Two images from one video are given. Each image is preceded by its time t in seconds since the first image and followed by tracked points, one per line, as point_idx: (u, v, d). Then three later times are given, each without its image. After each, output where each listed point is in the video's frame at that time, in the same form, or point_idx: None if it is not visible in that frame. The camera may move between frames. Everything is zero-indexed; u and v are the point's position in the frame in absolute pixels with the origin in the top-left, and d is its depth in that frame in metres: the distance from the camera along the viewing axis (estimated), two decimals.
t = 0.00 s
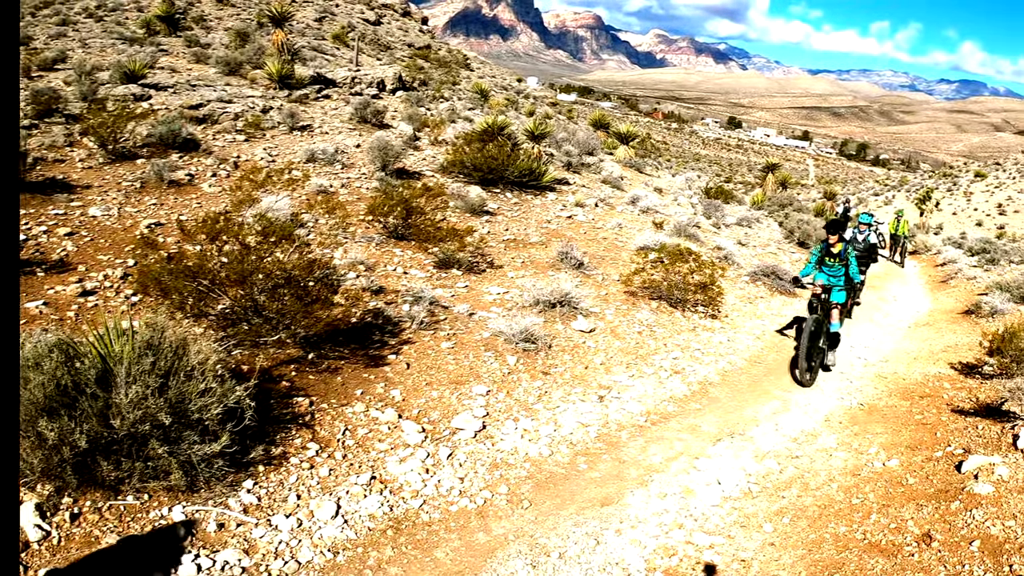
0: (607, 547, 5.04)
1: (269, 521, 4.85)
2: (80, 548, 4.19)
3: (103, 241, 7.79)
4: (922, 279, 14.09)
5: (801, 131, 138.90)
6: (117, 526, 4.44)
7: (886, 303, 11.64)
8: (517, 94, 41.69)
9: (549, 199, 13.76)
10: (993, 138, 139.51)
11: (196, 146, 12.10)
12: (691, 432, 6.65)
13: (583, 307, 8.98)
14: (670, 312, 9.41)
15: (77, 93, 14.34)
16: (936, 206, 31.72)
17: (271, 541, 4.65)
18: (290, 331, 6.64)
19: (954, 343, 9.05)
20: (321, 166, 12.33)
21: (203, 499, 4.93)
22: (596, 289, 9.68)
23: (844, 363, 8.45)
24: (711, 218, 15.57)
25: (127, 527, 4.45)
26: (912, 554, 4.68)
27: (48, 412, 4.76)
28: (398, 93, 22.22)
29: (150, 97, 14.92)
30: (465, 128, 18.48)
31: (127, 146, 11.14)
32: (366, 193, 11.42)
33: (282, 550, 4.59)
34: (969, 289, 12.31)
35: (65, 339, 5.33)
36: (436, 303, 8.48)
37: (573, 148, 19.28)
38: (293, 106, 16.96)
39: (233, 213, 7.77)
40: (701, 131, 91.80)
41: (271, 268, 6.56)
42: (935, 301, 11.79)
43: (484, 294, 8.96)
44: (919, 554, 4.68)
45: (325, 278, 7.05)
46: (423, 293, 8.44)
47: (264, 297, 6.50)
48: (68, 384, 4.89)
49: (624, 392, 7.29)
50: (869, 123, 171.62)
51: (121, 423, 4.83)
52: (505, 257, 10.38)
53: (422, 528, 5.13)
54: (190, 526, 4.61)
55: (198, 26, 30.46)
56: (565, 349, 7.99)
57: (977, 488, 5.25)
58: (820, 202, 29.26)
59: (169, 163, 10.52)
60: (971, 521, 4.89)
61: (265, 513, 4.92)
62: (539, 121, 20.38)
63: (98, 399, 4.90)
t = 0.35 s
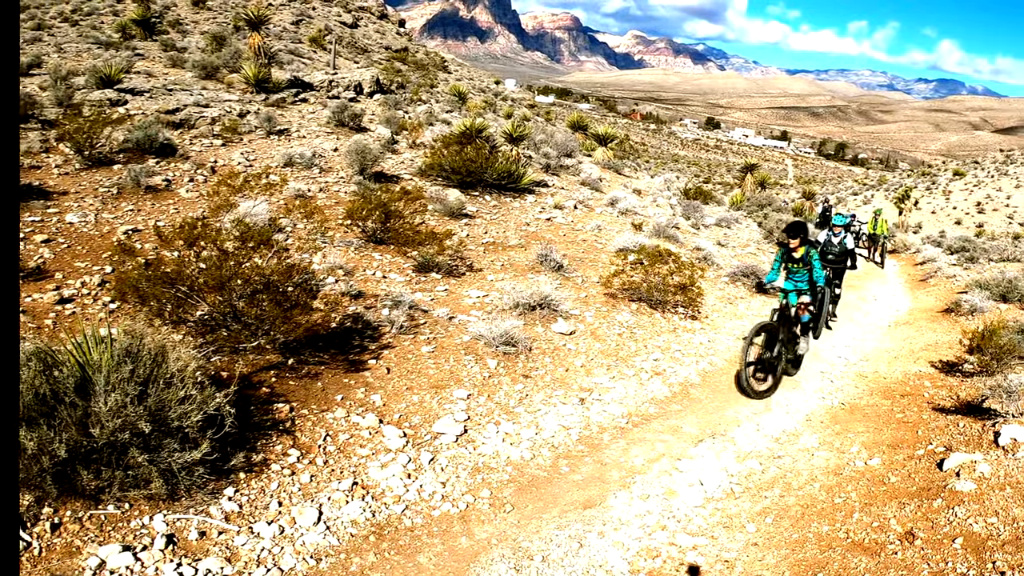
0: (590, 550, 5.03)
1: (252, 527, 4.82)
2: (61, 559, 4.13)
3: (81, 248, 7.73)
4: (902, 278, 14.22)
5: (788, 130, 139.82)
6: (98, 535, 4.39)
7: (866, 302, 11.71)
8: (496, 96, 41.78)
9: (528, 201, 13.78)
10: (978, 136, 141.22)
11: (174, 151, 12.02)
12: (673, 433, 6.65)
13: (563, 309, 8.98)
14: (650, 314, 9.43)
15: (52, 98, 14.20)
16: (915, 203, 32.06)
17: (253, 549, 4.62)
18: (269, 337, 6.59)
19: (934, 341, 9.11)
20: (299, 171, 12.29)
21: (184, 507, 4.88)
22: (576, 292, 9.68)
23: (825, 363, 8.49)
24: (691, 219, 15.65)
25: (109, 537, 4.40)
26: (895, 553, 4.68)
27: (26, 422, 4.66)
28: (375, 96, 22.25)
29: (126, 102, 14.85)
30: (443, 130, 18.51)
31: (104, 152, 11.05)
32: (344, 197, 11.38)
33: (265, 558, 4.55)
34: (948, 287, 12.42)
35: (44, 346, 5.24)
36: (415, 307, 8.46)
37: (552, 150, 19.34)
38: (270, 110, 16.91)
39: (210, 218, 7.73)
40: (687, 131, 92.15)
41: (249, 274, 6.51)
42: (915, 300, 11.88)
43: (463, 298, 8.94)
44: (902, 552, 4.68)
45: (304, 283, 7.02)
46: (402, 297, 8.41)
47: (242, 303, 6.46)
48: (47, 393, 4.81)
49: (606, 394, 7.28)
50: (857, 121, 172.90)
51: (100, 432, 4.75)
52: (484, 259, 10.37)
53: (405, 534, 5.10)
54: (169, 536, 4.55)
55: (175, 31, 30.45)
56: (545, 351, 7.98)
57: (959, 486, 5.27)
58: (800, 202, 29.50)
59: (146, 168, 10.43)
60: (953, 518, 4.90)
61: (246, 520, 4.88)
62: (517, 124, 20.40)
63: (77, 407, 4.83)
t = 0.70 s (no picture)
0: (580, 552, 5.01)
1: (241, 531, 4.79)
2: (49, 564, 4.08)
3: (65, 252, 7.68)
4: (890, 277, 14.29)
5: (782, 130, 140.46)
6: (86, 541, 4.35)
7: (855, 301, 11.75)
8: (483, 98, 41.84)
9: (515, 202, 13.79)
10: (970, 135, 142.08)
11: (160, 153, 11.99)
12: (661, 434, 6.65)
13: (551, 311, 8.97)
14: (637, 314, 9.43)
15: (37, 101, 14.12)
16: (902, 203, 32.37)
17: (242, 553, 4.59)
18: (256, 340, 6.57)
19: (923, 339, 9.15)
20: (286, 173, 12.26)
21: (172, 511, 4.85)
22: (564, 293, 9.68)
23: (814, 362, 8.51)
24: (679, 219, 15.69)
25: (96, 543, 4.36)
26: (884, 552, 4.68)
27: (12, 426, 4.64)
28: (362, 97, 22.28)
29: (111, 105, 14.78)
30: (430, 131, 18.52)
31: (89, 155, 10.99)
32: (331, 199, 11.35)
33: (254, 561, 4.52)
34: (936, 286, 12.48)
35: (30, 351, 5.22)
36: (402, 309, 8.44)
37: (540, 152, 19.37)
38: (256, 112, 16.88)
39: (196, 220, 7.71)
40: (678, 132, 92.42)
41: (236, 276, 6.49)
42: (903, 299, 11.93)
43: (451, 300, 8.93)
44: (892, 551, 4.67)
45: (290, 285, 6.99)
46: (390, 299, 8.39)
47: (229, 306, 6.43)
48: (34, 398, 4.77)
49: (594, 395, 7.27)
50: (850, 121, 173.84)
51: (87, 437, 4.72)
52: (472, 261, 10.36)
53: (394, 537, 5.07)
54: (157, 541, 4.51)
55: (160, 32, 30.42)
56: (533, 352, 7.97)
57: (949, 484, 5.27)
58: (787, 202, 29.66)
59: (132, 170, 10.38)
60: (943, 516, 4.90)
61: (235, 526, 4.84)
62: (504, 125, 20.42)
63: (64, 412, 4.80)
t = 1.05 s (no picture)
0: (578, 552, 5.01)
1: (240, 533, 4.79)
2: (48, 569, 4.07)
3: (61, 255, 7.66)
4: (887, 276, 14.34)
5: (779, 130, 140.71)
6: (85, 545, 4.33)
7: (852, 300, 11.78)
8: (479, 99, 41.86)
9: (512, 203, 13.79)
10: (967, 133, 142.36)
11: (156, 156, 11.98)
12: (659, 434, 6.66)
13: (549, 312, 8.97)
14: (634, 315, 9.44)
15: (32, 104, 14.10)
16: (899, 202, 32.51)
17: (240, 556, 4.58)
18: (253, 342, 6.57)
19: (919, 338, 9.17)
20: (282, 175, 12.25)
21: (171, 514, 4.84)
22: (561, 294, 9.69)
23: (812, 362, 8.53)
24: (676, 220, 15.69)
25: (95, 546, 4.34)
26: (883, 550, 4.68)
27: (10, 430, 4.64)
28: (358, 99, 22.27)
29: (107, 108, 14.76)
30: (427, 133, 18.54)
31: (85, 158, 10.97)
32: (328, 201, 11.34)
33: (252, 564, 4.52)
34: (933, 285, 12.51)
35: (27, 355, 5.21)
36: (399, 311, 8.43)
37: (537, 153, 19.38)
38: (253, 114, 16.86)
39: (191, 223, 7.71)
40: (676, 131, 92.46)
41: (233, 279, 6.49)
42: (901, 298, 11.95)
43: (448, 301, 8.94)
44: (890, 550, 4.68)
45: (287, 287, 6.98)
46: (387, 301, 8.39)
47: (226, 308, 6.43)
48: (31, 401, 4.78)
49: (592, 396, 7.28)
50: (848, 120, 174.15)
51: (85, 440, 4.72)
52: (469, 262, 10.36)
53: (392, 539, 5.07)
54: (155, 544, 4.50)
55: (155, 35, 30.43)
56: (531, 353, 7.97)
57: (947, 483, 5.28)
58: (784, 202, 29.73)
59: (128, 173, 10.37)
60: (941, 515, 4.91)
61: (234, 528, 4.83)
62: (500, 126, 20.43)
63: (62, 416, 4.81)
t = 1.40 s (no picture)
0: (594, 551, 5.02)
1: (254, 534, 4.80)
2: (65, 570, 4.09)
3: (77, 258, 7.70)
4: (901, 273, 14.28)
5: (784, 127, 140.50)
6: (101, 546, 4.36)
7: (865, 297, 11.73)
8: (491, 99, 41.90)
9: (525, 202, 13.80)
10: (973, 129, 141.79)
11: (170, 159, 12.04)
12: (674, 433, 6.66)
13: (563, 310, 8.97)
14: (648, 313, 9.43)
15: (47, 109, 14.22)
16: (912, 198, 32.53)
17: (256, 556, 4.59)
18: (268, 343, 6.58)
19: (934, 335, 9.12)
20: (296, 176, 12.29)
21: (187, 515, 4.87)
22: (575, 292, 9.69)
23: (825, 359, 8.52)
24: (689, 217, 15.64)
25: (111, 547, 4.37)
26: (898, 547, 4.68)
27: (27, 433, 4.69)
28: (371, 100, 22.33)
29: (121, 111, 14.85)
30: (440, 133, 18.57)
31: (99, 161, 11.03)
32: (341, 202, 11.37)
33: (268, 564, 4.54)
34: (947, 282, 12.44)
35: (42, 358, 5.25)
36: (414, 311, 8.45)
37: (550, 152, 19.41)
38: (266, 116, 16.92)
39: (207, 225, 7.74)
40: (683, 129, 92.26)
41: (247, 280, 6.52)
42: (914, 295, 11.89)
43: (462, 300, 8.96)
44: (906, 547, 4.67)
45: (302, 288, 7.00)
46: (401, 301, 8.40)
47: (241, 310, 6.46)
48: (47, 404, 4.83)
49: (606, 394, 7.28)
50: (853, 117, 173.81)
51: (101, 442, 4.75)
52: (483, 262, 10.37)
53: (408, 538, 5.08)
54: (171, 545, 4.53)
55: (168, 39, 30.64)
56: (545, 352, 7.98)
57: (962, 480, 5.26)
58: (796, 199, 29.71)
59: (142, 176, 10.43)
60: (957, 512, 4.89)
61: (248, 530, 4.84)
62: (512, 125, 20.44)
63: (77, 418, 4.84)
